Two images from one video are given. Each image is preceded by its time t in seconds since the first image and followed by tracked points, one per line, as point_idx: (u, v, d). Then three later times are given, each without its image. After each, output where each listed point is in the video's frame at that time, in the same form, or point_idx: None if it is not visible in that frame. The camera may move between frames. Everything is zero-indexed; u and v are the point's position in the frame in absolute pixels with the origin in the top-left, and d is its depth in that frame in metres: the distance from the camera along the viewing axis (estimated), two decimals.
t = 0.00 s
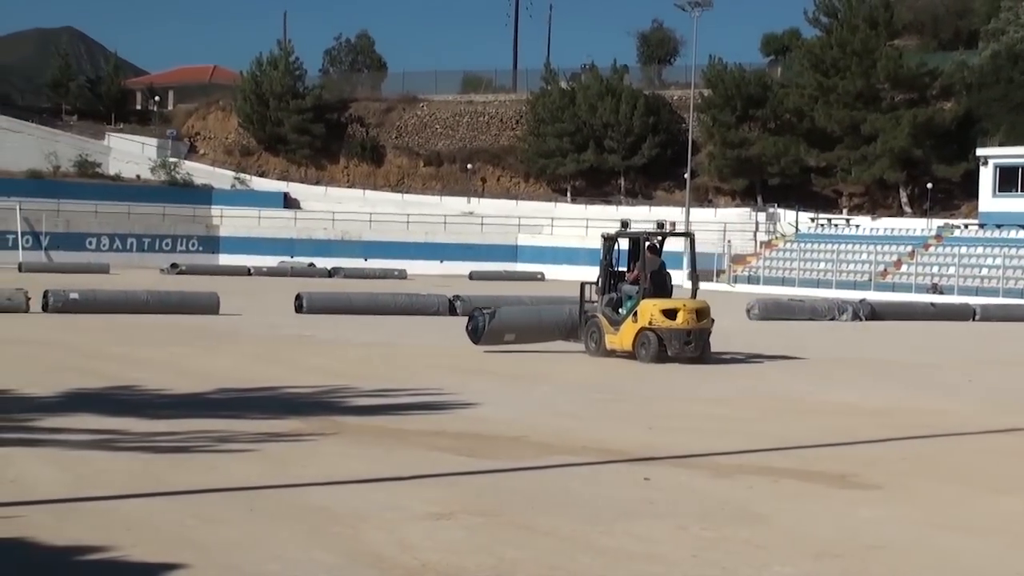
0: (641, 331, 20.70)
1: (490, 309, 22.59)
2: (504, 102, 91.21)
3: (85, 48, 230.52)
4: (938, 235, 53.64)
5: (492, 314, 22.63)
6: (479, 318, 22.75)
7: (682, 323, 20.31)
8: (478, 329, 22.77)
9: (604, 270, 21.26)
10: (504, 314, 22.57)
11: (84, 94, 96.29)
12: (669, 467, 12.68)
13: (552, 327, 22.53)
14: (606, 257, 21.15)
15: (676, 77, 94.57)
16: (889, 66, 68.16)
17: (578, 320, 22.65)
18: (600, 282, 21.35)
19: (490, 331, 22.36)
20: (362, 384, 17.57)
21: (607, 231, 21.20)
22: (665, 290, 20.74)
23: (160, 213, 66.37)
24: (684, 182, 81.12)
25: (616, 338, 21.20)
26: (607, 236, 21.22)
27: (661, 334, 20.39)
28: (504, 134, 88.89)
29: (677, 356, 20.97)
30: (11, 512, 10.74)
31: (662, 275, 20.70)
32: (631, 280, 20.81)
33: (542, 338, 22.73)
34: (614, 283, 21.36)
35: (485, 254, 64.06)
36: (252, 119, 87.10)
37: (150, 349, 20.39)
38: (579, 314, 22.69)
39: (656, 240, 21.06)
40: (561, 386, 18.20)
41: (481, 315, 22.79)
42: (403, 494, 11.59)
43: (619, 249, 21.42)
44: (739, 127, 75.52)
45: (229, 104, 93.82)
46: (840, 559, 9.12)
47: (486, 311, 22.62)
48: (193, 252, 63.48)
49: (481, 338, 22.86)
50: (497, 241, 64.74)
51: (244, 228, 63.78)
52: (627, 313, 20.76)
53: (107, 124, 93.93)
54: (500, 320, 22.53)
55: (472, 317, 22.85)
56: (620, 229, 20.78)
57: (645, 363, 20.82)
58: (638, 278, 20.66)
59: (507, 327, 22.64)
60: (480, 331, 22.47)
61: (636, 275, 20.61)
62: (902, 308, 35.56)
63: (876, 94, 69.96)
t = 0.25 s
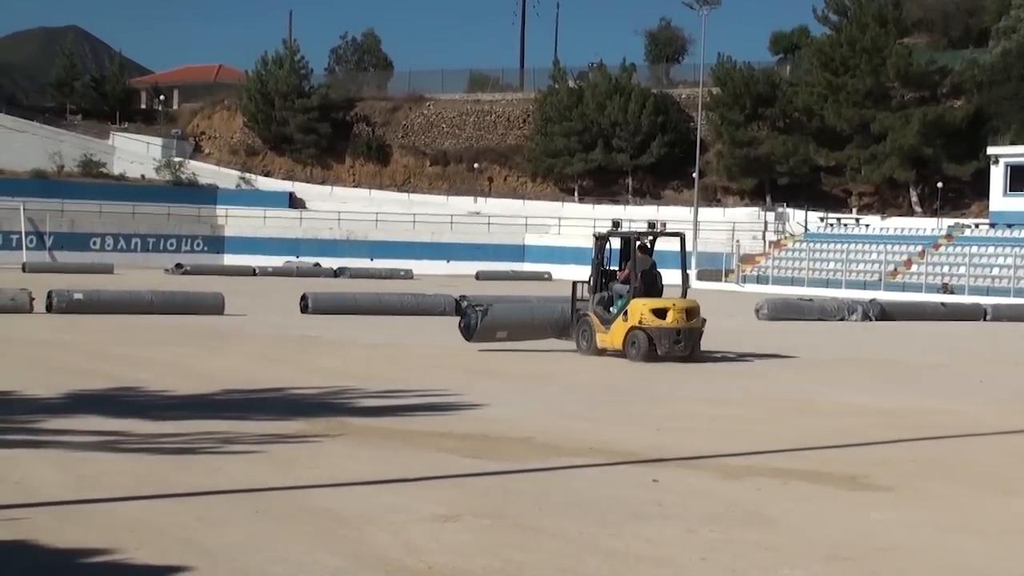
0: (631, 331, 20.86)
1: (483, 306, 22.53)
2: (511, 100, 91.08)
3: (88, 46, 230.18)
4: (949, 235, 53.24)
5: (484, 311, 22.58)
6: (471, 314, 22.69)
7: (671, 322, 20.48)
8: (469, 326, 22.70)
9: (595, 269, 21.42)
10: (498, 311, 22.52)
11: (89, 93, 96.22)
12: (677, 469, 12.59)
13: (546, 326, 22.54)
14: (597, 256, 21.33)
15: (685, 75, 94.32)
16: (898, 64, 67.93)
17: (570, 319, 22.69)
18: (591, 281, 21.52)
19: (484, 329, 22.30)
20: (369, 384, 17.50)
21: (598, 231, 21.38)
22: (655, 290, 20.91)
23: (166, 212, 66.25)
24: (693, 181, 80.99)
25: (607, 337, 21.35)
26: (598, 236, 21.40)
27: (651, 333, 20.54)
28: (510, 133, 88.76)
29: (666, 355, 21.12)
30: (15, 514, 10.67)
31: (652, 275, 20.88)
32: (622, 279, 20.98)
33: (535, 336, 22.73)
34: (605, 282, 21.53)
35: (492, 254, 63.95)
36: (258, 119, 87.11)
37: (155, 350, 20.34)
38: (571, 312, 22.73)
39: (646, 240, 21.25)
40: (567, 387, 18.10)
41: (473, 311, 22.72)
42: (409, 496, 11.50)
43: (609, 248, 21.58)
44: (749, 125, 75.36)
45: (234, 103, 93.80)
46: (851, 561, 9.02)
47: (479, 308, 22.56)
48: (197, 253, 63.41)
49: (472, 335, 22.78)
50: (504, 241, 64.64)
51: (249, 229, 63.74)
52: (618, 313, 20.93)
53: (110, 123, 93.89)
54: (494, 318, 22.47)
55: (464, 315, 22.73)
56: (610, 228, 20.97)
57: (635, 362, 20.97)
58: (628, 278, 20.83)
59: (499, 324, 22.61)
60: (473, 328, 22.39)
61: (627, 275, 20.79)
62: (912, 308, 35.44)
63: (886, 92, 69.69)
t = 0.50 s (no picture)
0: (621, 331, 20.72)
1: (474, 306, 22.16)
2: (516, 97, 90.73)
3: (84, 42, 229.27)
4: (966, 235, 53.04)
5: (475, 312, 22.20)
6: (462, 315, 22.30)
7: (662, 322, 20.36)
8: (460, 327, 22.31)
9: (586, 269, 21.30)
10: (488, 312, 22.13)
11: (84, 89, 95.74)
12: (688, 474, 12.23)
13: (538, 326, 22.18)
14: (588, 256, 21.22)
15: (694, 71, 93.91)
16: (914, 58, 67.08)
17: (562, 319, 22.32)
18: (582, 280, 21.39)
19: (475, 330, 21.92)
20: (372, 388, 17.17)
21: (589, 231, 21.27)
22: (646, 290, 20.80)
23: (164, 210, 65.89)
24: (703, 179, 80.70)
25: (597, 338, 21.20)
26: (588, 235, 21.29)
27: (641, 333, 20.42)
28: (516, 130, 88.42)
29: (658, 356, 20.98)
30: (8, 521, 10.34)
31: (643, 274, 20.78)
32: (613, 279, 20.86)
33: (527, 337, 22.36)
34: (596, 282, 21.40)
35: (498, 254, 63.65)
36: (257, 115, 86.73)
37: (154, 352, 20.01)
38: (563, 312, 22.36)
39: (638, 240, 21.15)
40: (575, 391, 17.75)
41: (464, 312, 22.35)
42: (413, 502, 11.15)
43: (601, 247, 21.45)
44: (760, 122, 75.00)
45: (232, 100, 93.60)
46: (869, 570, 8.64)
47: (470, 308, 22.18)
48: (195, 252, 62.79)
49: (463, 337, 22.37)
50: (512, 240, 64.34)
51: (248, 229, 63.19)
52: (609, 313, 20.81)
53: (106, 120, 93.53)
54: (485, 318, 22.08)
55: (456, 316, 22.42)
56: (601, 227, 20.87)
57: (626, 363, 20.83)
58: (619, 277, 20.72)
59: (490, 325, 22.22)
60: (464, 329, 22.00)
61: (617, 274, 20.68)
62: (927, 310, 35.11)
63: (902, 88, 68.99)
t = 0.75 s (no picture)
0: (612, 332, 20.40)
1: (461, 310, 22.02)
2: (521, 92, 90.23)
3: (78, 36, 228.47)
4: (985, 235, 52.68)
5: (463, 315, 22.07)
6: (450, 319, 22.18)
7: (653, 323, 20.06)
8: (449, 331, 22.19)
9: (576, 269, 20.97)
10: (476, 314, 21.97)
11: (75, 85, 95.25)
12: (699, 482, 11.80)
13: (526, 327, 21.99)
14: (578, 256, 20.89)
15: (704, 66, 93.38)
16: (931, 53, 66.02)
17: (551, 320, 22.12)
18: (572, 281, 21.07)
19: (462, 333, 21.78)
20: (373, 392, 16.77)
21: (579, 231, 20.96)
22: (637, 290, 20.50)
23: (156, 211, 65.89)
24: (713, 177, 80.27)
25: (588, 339, 20.87)
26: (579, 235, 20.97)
27: (632, 334, 20.11)
28: (521, 126, 87.93)
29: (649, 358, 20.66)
30: None
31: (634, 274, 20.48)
32: (603, 279, 20.55)
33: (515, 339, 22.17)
34: (586, 283, 21.07)
35: (501, 254, 63.25)
36: (255, 111, 86.23)
37: (151, 355, 19.61)
38: (552, 313, 22.16)
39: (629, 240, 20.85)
40: (582, 395, 17.33)
41: (452, 316, 22.22)
42: (413, 510, 10.73)
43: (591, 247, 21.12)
44: (773, 118, 74.44)
45: (227, 95, 93.37)
46: None
47: (457, 311, 22.05)
48: (190, 253, 62.54)
49: (452, 340, 22.23)
50: (517, 240, 63.90)
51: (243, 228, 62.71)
52: (599, 314, 20.48)
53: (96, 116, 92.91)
54: (472, 321, 21.93)
55: (445, 319, 22.34)
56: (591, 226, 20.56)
57: (616, 365, 20.52)
58: (610, 277, 20.41)
59: (479, 328, 22.04)
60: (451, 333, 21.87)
61: (608, 274, 20.37)
62: (946, 312, 34.70)
63: (919, 83, 68.01)
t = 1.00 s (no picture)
0: (605, 334, 20.14)
1: (453, 311, 21.64)
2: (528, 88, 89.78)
3: (72, 32, 227.97)
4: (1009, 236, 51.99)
5: (454, 316, 21.69)
6: (440, 321, 21.79)
7: (646, 325, 19.80)
8: (439, 333, 21.78)
9: (570, 270, 20.70)
10: (468, 316, 21.62)
11: (68, 80, 94.51)
12: (714, 490, 11.37)
13: (519, 329, 21.75)
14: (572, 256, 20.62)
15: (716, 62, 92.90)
16: (951, 49, 65.10)
17: (543, 323, 21.90)
18: (565, 282, 20.78)
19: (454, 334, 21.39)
20: (377, 398, 16.38)
21: (572, 230, 20.68)
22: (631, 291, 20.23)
23: (151, 211, 65.96)
24: (726, 175, 79.93)
25: (581, 341, 20.59)
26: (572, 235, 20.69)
27: (625, 336, 19.85)
28: (527, 124, 87.51)
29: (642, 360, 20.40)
30: None
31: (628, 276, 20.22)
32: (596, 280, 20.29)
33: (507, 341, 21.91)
34: (579, 283, 20.79)
35: (505, 256, 62.54)
36: (254, 108, 85.61)
37: (149, 360, 19.21)
38: (544, 316, 21.92)
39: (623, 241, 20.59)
40: (590, 401, 16.90)
41: (443, 318, 21.82)
42: (416, 520, 10.33)
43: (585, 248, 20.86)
44: (789, 115, 73.72)
45: (225, 91, 92.96)
46: None
47: (449, 313, 21.67)
48: (187, 254, 62.15)
49: (441, 343, 21.80)
50: (525, 241, 63.24)
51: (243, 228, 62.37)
52: (592, 315, 20.21)
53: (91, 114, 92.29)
54: (464, 322, 21.57)
55: (435, 321, 21.92)
56: (585, 226, 20.31)
57: (610, 367, 20.25)
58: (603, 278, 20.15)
59: (470, 329, 21.69)
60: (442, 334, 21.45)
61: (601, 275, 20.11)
62: (969, 315, 34.28)
63: (940, 78, 67.08)
